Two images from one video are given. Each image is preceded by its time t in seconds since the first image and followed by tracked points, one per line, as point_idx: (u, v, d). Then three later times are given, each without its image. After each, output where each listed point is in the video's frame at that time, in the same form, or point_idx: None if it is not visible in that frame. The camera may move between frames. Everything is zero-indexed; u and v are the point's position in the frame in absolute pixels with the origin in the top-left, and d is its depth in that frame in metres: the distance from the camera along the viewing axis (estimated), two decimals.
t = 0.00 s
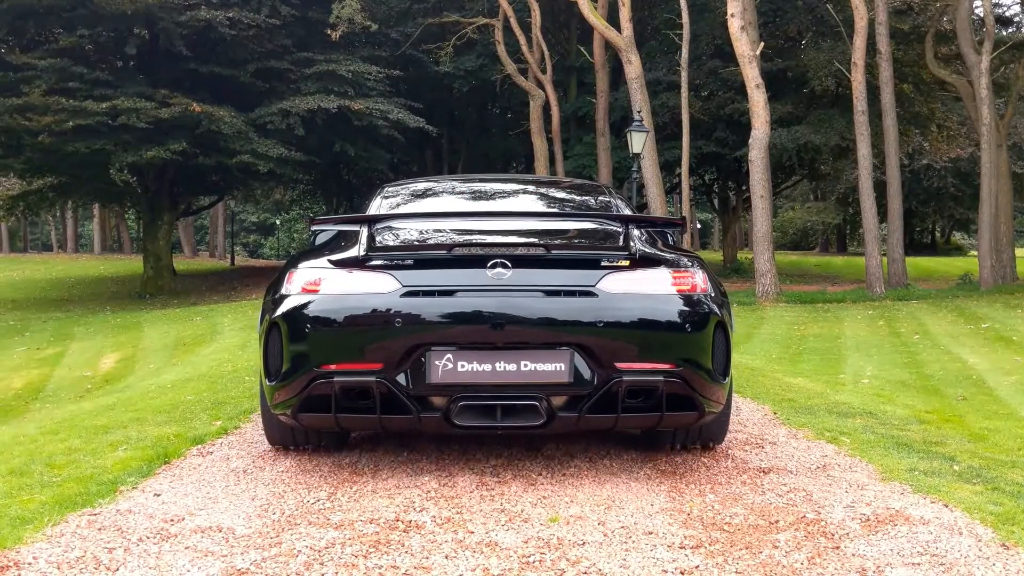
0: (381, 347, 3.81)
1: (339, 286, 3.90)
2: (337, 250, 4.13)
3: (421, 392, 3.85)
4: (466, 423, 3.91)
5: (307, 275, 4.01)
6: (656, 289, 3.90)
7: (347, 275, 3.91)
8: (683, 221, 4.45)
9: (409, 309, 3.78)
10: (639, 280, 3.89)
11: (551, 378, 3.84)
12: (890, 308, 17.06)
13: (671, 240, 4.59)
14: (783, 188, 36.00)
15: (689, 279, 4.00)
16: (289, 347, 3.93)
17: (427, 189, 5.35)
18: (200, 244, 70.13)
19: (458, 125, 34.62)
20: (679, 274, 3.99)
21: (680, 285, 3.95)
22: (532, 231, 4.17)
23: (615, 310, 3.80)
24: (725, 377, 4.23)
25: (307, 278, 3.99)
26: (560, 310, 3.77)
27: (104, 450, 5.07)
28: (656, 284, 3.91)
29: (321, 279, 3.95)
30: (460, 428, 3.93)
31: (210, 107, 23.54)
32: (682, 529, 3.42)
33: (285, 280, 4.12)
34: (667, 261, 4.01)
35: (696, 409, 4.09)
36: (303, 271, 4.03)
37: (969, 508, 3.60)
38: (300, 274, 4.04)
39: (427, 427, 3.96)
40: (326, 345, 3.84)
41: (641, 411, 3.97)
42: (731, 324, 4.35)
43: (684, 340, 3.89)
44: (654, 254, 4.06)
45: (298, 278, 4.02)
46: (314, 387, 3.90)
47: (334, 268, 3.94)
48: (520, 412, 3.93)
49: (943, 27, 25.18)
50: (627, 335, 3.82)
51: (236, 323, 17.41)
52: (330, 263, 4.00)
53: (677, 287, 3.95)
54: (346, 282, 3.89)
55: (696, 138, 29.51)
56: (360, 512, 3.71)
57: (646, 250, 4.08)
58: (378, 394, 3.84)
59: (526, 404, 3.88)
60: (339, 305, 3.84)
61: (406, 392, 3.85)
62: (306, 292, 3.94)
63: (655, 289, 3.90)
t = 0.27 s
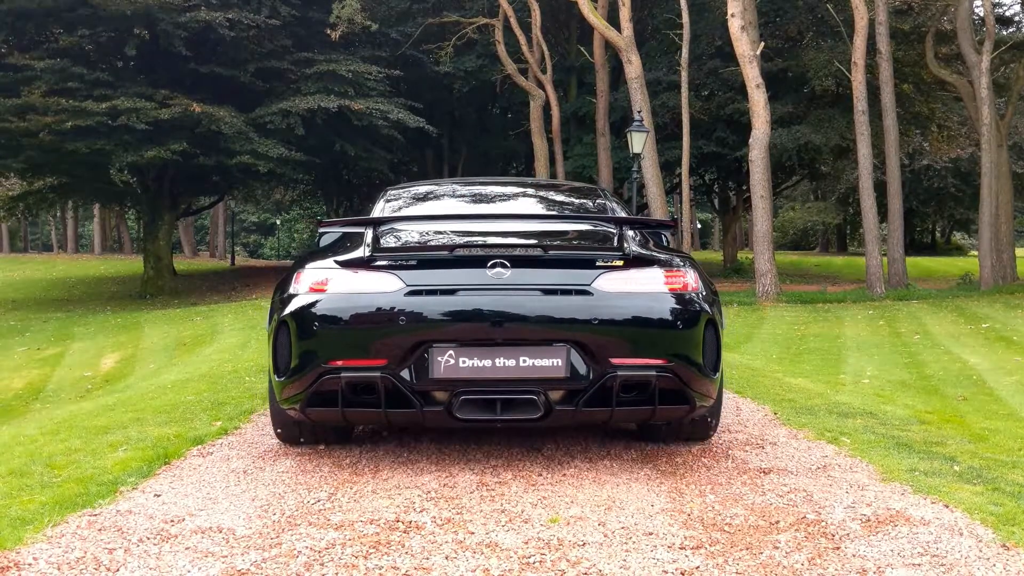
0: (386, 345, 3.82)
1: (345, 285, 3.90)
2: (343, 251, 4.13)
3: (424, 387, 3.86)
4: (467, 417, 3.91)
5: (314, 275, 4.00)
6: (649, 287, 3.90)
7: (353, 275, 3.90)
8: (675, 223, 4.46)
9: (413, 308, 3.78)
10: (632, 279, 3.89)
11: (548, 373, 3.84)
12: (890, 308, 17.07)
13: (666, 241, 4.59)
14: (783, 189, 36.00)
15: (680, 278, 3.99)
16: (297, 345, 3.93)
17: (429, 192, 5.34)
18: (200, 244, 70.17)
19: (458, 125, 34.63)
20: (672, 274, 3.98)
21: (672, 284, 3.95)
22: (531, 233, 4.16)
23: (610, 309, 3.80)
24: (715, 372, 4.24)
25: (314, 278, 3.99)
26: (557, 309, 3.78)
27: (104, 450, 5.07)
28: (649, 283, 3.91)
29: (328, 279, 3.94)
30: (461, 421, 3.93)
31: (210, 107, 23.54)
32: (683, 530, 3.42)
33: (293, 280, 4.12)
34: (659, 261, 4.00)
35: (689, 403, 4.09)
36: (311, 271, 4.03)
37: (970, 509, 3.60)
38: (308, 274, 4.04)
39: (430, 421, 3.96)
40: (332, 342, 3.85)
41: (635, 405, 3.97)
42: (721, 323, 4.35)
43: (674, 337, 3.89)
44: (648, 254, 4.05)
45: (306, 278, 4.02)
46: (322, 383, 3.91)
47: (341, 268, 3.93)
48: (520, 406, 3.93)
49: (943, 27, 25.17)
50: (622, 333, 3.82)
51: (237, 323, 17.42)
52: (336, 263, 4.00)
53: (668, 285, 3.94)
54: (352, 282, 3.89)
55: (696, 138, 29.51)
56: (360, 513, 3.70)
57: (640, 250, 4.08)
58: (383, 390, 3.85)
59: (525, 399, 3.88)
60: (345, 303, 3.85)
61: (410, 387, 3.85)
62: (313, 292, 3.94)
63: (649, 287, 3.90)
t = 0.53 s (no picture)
0: (393, 342, 3.88)
1: (353, 285, 3.95)
2: (350, 252, 4.17)
3: (429, 380, 3.91)
4: (468, 409, 3.97)
5: (324, 276, 4.05)
6: (640, 286, 3.97)
7: (360, 276, 3.95)
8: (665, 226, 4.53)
9: (418, 307, 3.84)
10: (624, 279, 3.97)
11: (545, 368, 3.91)
12: (890, 308, 17.06)
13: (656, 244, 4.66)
14: (783, 189, 35.99)
15: (669, 278, 4.07)
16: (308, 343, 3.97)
17: (430, 197, 5.35)
18: (200, 245, 70.19)
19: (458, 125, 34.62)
20: (661, 274, 4.05)
21: (662, 283, 4.02)
22: (530, 236, 4.20)
23: (602, 308, 3.88)
24: (703, 367, 4.32)
25: (324, 278, 4.03)
26: (553, 308, 3.85)
27: (104, 451, 5.07)
28: (639, 282, 3.98)
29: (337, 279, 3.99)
30: (463, 413, 3.99)
31: (211, 107, 23.54)
32: (683, 531, 3.41)
33: (302, 280, 4.17)
34: (649, 262, 4.07)
35: (677, 396, 4.17)
36: (320, 272, 4.08)
37: (970, 509, 3.60)
38: (317, 275, 4.08)
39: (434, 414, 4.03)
40: (342, 339, 3.90)
41: (627, 398, 4.06)
42: (708, 320, 4.42)
43: (663, 335, 3.96)
44: (639, 256, 4.12)
45: (315, 279, 4.06)
46: (330, 378, 3.97)
47: (349, 269, 3.98)
48: (519, 398, 4.00)
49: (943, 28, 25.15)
50: (615, 331, 3.89)
51: (237, 323, 17.42)
52: (345, 264, 4.04)
53: (658, 284, 4.02)
54: (360, 282, 3.95)
55: (696, 138, 29.51)
56: (360, 513, 3.71)
57: (632, 252, 4.14)
58: (389, 384, 3.91)
59: (522, 392, 3.95)
60: (353, 302, 3.90)
61: (416, 381, 3.91)
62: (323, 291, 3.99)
63: (640, 287, 3.98)
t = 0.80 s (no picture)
0: (401, 334, 4.14)
1: (365, 282, 4.21)
2: (360, 251, 4.42)
3: (434, 370, 4.18)
4: (472, 396, 4.23)
5: (336, 273, 4.30)
6: (631, 284, 4.23)
7: (371, 273, 4.21)
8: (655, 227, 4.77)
9: (424, 302, 4.10)
10: (617, 277, 4.22)
11: (542, 359, 4.17)
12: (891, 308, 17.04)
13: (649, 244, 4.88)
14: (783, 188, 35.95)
15: (659, 276, 4.33)
16: (322, 335, 4.25)
17: (431, 200, 5.36)
18: (201, 245, 70.14)
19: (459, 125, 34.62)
20: (651, 273, 4.31)
21: (651, 281, 4.27)
22: (527, 237, 4.35)
23: (594, 303, 4.13)
24: (690, 360, 4.58)
25: (336, 275, 4.29)
26: (549, 303, 4.11)
27: (104, 451, 5.07)
28: (630, 280, 4.24)
29: (349, 276, 4.24)
30: (466, 401, 4.25)
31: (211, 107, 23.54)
32: (683, 530, 3.42)
33: (316, 277, 4.42)
34: (640, 261, 4.33)
35: (665, 386, 4.43)
36: (333, 268, 4.34)
37: (970, 510, 3.60)
38: (330, 271, 4.34)
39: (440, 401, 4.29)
40: (355, 331, 4.16)
41: (618, 388, 4.31)
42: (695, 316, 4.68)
43: (652, 329, 4.22)
44: (631, 256, 4.37)
45: (328, 275, 4.32)
46: (343, 367, 4.23)
47: (360, 267, 4.24)
48: (518, 387, 4.25)
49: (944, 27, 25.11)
50: (606, 325, 4.15)
51: (238, 323, 17.41)
52: (356, 262, 4.30)
53: (647, 282, 4.27)
54: (370, 279, 4.20)
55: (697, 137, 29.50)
56: (360, 512, 3.72)
57: (624, 251, 4.38)
58: (398, 373, 4.18)
59: (521, 381, 4.21)
60: (364, 297, 4.16)
61: (423, 370, 4.17)
62: (336, 287, 4.24)
63: (631, 284, 4.23)
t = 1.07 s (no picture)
0: (409, 328, 4.43)
1: (376, 279, 4.50)
2: (370, 252, 4.71)
3: (440, 361, 4.49)
4: (474, 384, 4.52)
5: (348, 272, 4.58)
6: (618, 281, 4.54)
7: (381, 272, 4.50)
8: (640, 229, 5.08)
9: (429, 298, 4.40)
10: (606, 275, 4.53)
11: (538, 350, 4.48)
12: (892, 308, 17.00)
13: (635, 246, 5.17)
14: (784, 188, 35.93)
15: (642, 274, 4.64)
16: (336, 330, 4.53)
17: (432, 204, 5.38)
18: (201, 245, 70.05)
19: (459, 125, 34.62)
20: (635, 271, 4.62)
21: (635, 278, 4.59)
22: (525, 239, 4.64)
23: (584, 299, 4.45)
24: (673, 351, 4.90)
25: (348, 275, 4.57)
26: (544, 298, 4.41)
27: (104, 451, 5.06)
28: (618, 277, 4.55)
29: (360, 275, 4.53)
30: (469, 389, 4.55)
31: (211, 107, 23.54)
32: (683, 529, 3.43)
33: (329, 276, 4.72)
34: (626, 261, 4.64)
35: (648, 374, 4.75)
36: (345, 268, 4.62)
37: (970, 509, 3.59)
38: (342, 271, 4.62)
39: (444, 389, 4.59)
40: (367, 325, 4.45)
41: (606, 376, 4.63)
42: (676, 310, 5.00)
43: (638, 323, 4.54)
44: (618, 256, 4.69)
45: (341, 275, 4.60)
46: (355, 358, 4.52)
47: (370, 266, 4.53)
48: (517, 375, 4.55)
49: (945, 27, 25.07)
50: (596, 318, 4.47)
51: (238, 323, 17.38)
52: (367, 262, 4.59)
53: (632, 279, 4.58)
54: (380, 277, 4.49)
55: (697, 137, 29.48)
56: (361, 512, 3.72)
57: (612, 251, 4.71)
58: (406, 363, 4.47)
59: (518, 370, 4.52)
60: (375, 294, 4.45)
61: (430, 361, 4.47)
62: (348, 285, 4.52)
63: (619, 281, 4.54)
